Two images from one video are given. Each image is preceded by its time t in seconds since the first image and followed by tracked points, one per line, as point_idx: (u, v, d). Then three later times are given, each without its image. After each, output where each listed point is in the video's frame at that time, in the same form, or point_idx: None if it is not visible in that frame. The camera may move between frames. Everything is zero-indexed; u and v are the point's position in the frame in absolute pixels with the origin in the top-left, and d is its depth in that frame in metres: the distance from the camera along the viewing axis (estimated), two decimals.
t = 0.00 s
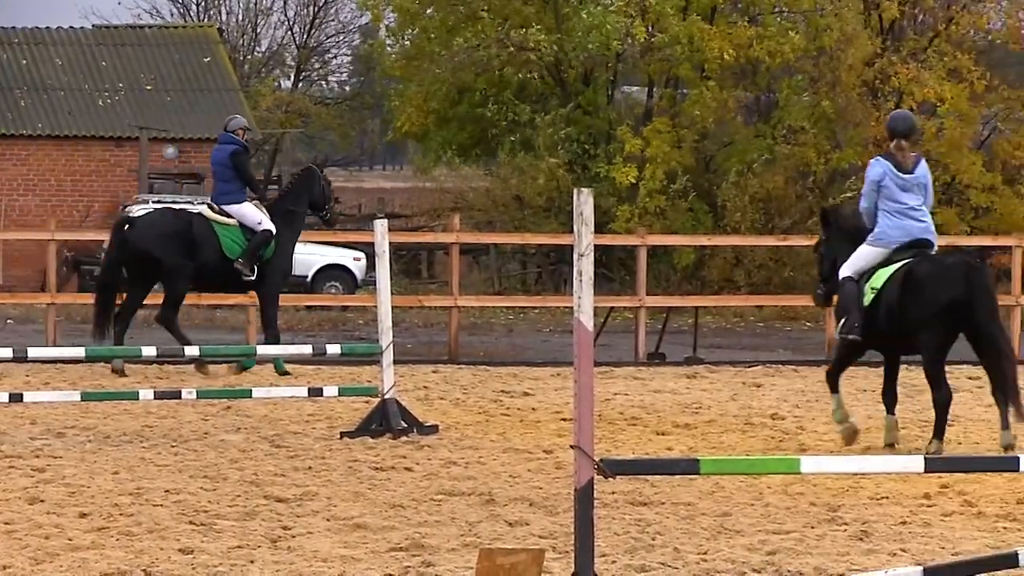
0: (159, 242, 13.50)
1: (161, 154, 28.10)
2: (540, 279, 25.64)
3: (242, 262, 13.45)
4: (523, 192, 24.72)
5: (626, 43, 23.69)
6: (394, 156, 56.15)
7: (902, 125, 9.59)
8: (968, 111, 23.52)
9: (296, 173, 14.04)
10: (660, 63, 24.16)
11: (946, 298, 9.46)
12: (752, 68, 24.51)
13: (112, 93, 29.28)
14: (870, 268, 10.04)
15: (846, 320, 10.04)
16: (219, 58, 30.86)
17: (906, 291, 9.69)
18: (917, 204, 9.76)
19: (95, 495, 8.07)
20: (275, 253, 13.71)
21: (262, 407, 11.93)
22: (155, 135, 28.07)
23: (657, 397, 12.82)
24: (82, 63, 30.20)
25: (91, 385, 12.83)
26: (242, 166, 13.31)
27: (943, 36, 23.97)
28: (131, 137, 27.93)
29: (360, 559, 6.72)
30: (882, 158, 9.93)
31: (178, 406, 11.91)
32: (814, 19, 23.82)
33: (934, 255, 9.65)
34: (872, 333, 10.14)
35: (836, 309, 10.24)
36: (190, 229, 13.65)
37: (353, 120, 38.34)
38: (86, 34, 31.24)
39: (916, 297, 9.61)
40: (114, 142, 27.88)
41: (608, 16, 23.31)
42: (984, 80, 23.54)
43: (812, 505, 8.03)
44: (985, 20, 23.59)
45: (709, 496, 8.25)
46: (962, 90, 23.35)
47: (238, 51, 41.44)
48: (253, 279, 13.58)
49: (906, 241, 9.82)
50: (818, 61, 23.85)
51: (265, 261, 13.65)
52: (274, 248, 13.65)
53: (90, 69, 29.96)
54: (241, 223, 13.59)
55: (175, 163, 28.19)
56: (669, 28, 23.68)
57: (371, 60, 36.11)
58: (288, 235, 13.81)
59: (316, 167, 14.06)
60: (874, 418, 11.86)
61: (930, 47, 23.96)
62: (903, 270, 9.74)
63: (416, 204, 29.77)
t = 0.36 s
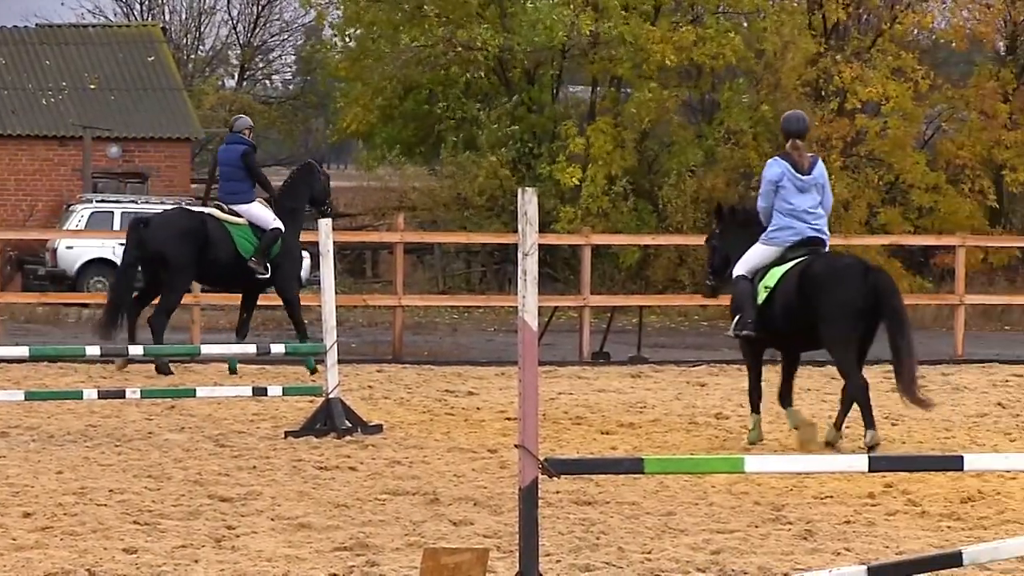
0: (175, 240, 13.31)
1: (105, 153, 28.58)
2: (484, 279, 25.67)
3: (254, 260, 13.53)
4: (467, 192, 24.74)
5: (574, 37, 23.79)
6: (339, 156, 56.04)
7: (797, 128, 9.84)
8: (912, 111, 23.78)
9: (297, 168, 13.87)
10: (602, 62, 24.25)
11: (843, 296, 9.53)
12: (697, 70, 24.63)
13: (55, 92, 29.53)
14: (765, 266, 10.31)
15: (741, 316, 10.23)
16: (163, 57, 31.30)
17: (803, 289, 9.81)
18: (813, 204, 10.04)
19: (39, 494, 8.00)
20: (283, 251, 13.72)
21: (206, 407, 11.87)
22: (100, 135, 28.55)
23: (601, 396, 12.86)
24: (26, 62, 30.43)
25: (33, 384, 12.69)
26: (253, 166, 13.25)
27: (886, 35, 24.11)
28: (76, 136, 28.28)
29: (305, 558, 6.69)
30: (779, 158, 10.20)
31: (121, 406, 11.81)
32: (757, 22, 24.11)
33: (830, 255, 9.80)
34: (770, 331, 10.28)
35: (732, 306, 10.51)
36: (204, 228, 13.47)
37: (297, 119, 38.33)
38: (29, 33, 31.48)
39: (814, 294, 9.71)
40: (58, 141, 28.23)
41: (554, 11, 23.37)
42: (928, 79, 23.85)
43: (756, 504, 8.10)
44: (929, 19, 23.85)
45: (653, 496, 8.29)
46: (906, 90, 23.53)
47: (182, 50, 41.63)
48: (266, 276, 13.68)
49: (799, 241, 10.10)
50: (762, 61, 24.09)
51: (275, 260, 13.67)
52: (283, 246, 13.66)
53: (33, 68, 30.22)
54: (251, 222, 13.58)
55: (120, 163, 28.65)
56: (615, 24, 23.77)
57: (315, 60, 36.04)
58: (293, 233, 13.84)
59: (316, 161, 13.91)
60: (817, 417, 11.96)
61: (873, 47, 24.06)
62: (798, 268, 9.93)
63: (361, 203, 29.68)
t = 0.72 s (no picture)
0: (184, 246, 13.18)
1: (47, 153, 28.39)
2: (427, 278, 25.65)
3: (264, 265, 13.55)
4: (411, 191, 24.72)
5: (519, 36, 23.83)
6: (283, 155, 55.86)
7: (698, 129, 9.96)
8: (854, 110, 23.99)
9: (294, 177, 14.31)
10: (545, 61, 24.23)
11: (736, 290, 9.70)
12: (640, 69, 24.68)
13: None
14: (664, 265, 10.44)
15: (644, 316, 10.41)
16: (106, 56, 31.56)
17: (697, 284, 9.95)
18: (710, 204, 10.18)
19: None
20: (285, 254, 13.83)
21: (149, 406, 11.78)
22: (41, 134, 28.33)
23: (544, 395, 12.88)
24: None
25: None
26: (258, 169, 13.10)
27: (829, 35, 24.48)
28: (18, 135, 28.06)
29: (248, 558, 6.67)
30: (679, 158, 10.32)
31: (63, 405, 11.70)
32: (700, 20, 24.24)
33: (723, 248, 9.89)
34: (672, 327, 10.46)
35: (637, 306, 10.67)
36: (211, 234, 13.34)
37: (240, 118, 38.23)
38: None
39: (707, 290, 9.85)
40: None
41: (498, 9, 23.40)
42: (871, 80, 24.15)
43: (699, 503, 8.16)
44: (870, 19, 24.34)
45: (597, 495, 8.33)
46: (848, 90, 23.79)
47: (125, 49, 41.38)
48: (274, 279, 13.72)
49: (697, 240, 10.26)
50: (703, 61, 24.14)
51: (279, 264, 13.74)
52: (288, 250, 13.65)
53: None
54: (255, 225, 13.48)
55: (62, 162, 28.51)
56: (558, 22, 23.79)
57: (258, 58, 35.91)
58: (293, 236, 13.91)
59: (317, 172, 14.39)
60: (760, 417, 12.04)
61: (816, 47, 24.43)
62: (694, 264, 10.07)
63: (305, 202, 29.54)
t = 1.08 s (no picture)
0: (211, 245, 13.65)
1: (4, 153, 28.20)
2: (384, 278, 25.61)
3: (277, 264, 14.02)
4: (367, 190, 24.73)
5: (474, 40, 23.89)
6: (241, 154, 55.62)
7: (600, 125, 10.09)
8: (808, 111, 24.10)
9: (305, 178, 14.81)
10: (500, 61, 24.28)
11: (646, 286, 10.10)
12: (596, 68, 24.77)
13: None
14: (573, 261, 10.51)
15: (552, 312, 10.46)
16: (62, 56, 31.82)
17: (607, 280, 10.25)
18: (616, 199, 10.30)
19: None
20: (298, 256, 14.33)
21: (105, 406, 11.73)
22: None
23: (502, 396, 12.90)
24: None
25: None
26: (273, 170, 13.64)
27: (785, 36, 24.58)
28: None
29: (207, 558, 6.65)
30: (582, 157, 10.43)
31: (20, 405, 11.63)
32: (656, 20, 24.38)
33: (634, 245, 10.29)
34: (576, 326, 10.62)
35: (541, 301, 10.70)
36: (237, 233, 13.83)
37: (195, 118, 38.09)
38: None
39: (619, 284, 10.18)
40: None
41: (454, 12, 23.40)
42: (825, 80, 24.28)
43: (657, 503, 8.20)
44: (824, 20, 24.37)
45: (554, 495, 8.36)
46: (803, 90, 23.95)
47: (81, 49, 41.25)
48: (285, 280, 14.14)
49: (605, 236, 10.36)
50: (659, 63, 24.31)
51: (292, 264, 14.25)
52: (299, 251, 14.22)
53: None
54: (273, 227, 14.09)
55: (18, 162, 28.33)
56: (514, 25, 23.82)
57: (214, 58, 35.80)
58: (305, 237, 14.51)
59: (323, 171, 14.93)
60: (718, 417, 12.12)
61: (772, 48, 24.52)
62: (604, 259, 10.30)
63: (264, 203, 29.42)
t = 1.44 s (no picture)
0: (269, 241, 14.12)
1: (3, 153, 28.21)
2: (384, 278, 25.60)
3: (339, 259, 14.37)
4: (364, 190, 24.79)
5: (471, 43, 23.92)
6: (239, 154, 55.58)
7: (554, 132, 10.25)
8: (807, 111, 24.13)
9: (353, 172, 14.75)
10: (497, 64, 24.25)
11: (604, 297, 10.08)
12: (594, 68, 25.01)
13: None
14: (522, 263, 10.68)
15: (499, 312, 10.66)
16: (61, 57, 31.82)
17: (560, 286, 10.30)
18: (569, 204, 10.45)
19: None
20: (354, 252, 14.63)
21: (105, 406, 11.73)
22: None
23: (500, 395, 12.91)
24: None
25: None
26: (331, 163, 14.32)
27: (784, 36, 24.60)
28: None
29: (207, 558, 6.65)
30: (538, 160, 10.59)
31: (19, 406, 11.63)
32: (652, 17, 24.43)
33: (587, 252, 10.28)
34: (523, 323, 10.76)
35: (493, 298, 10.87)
36: (296, 230, 14.25)
37: (195, 118, 38.08)
38: None
39: (573, 291, 10.21)
40: None
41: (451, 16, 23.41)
42: (825, 80, 24.26)
43: (656, 503, 8.21)
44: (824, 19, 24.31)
45: (554, 495, 8.36)
46: (802, 90, 23.97)
47: (79, 50, 41.32)
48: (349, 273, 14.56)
49: (557, 240, 10.53)
50: (658, 63, 24.75)
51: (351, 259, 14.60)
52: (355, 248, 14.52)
53: None
54: (331, 224, 14.43)
55: (18, 162, 28.35)
56: (512, 27, 23.82)
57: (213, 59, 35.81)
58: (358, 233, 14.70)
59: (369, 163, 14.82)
60: (717, 417, 12.12)
61: (771, 47, 24.51)
62: (556, 265, 10.38)
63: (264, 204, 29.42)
